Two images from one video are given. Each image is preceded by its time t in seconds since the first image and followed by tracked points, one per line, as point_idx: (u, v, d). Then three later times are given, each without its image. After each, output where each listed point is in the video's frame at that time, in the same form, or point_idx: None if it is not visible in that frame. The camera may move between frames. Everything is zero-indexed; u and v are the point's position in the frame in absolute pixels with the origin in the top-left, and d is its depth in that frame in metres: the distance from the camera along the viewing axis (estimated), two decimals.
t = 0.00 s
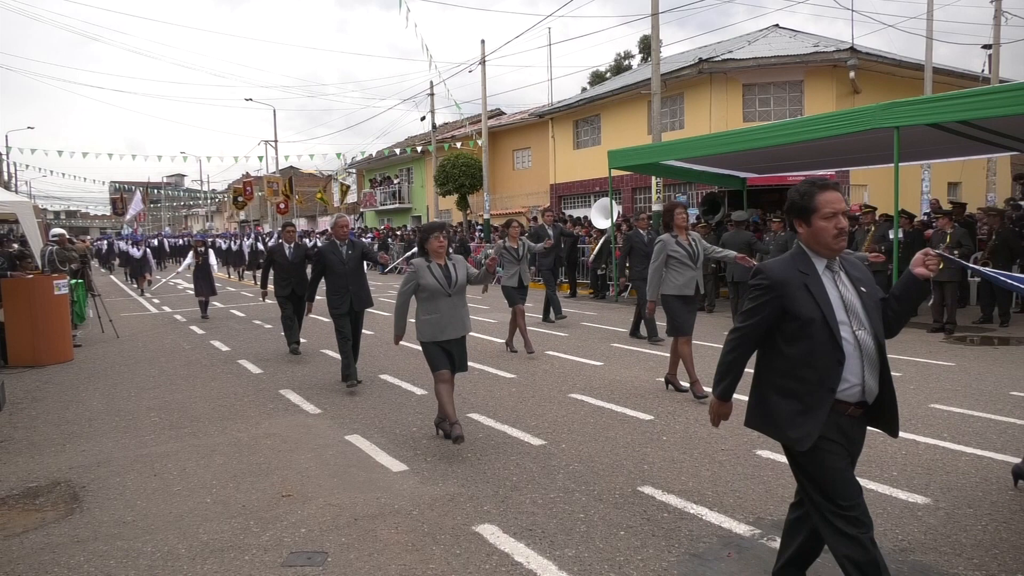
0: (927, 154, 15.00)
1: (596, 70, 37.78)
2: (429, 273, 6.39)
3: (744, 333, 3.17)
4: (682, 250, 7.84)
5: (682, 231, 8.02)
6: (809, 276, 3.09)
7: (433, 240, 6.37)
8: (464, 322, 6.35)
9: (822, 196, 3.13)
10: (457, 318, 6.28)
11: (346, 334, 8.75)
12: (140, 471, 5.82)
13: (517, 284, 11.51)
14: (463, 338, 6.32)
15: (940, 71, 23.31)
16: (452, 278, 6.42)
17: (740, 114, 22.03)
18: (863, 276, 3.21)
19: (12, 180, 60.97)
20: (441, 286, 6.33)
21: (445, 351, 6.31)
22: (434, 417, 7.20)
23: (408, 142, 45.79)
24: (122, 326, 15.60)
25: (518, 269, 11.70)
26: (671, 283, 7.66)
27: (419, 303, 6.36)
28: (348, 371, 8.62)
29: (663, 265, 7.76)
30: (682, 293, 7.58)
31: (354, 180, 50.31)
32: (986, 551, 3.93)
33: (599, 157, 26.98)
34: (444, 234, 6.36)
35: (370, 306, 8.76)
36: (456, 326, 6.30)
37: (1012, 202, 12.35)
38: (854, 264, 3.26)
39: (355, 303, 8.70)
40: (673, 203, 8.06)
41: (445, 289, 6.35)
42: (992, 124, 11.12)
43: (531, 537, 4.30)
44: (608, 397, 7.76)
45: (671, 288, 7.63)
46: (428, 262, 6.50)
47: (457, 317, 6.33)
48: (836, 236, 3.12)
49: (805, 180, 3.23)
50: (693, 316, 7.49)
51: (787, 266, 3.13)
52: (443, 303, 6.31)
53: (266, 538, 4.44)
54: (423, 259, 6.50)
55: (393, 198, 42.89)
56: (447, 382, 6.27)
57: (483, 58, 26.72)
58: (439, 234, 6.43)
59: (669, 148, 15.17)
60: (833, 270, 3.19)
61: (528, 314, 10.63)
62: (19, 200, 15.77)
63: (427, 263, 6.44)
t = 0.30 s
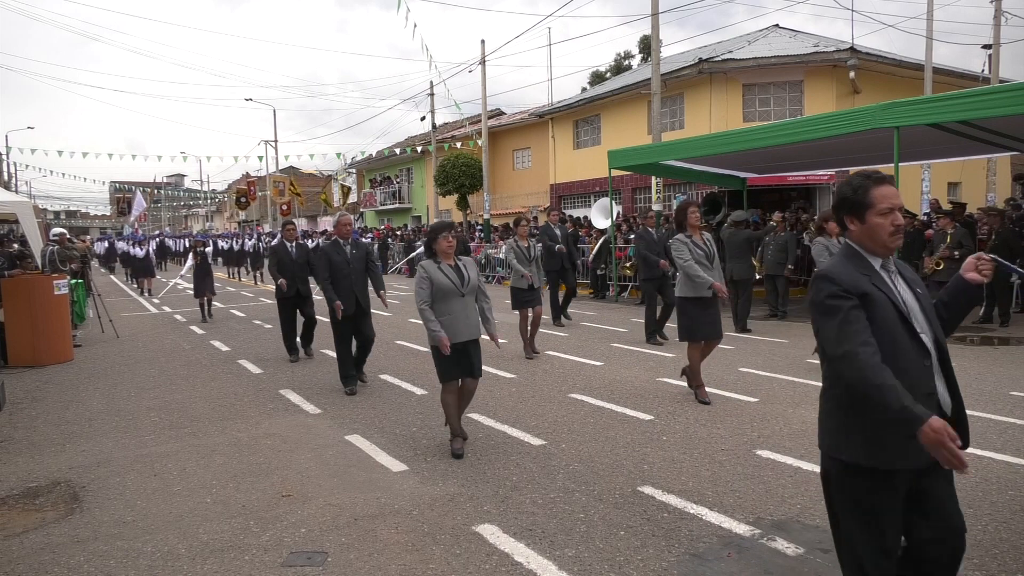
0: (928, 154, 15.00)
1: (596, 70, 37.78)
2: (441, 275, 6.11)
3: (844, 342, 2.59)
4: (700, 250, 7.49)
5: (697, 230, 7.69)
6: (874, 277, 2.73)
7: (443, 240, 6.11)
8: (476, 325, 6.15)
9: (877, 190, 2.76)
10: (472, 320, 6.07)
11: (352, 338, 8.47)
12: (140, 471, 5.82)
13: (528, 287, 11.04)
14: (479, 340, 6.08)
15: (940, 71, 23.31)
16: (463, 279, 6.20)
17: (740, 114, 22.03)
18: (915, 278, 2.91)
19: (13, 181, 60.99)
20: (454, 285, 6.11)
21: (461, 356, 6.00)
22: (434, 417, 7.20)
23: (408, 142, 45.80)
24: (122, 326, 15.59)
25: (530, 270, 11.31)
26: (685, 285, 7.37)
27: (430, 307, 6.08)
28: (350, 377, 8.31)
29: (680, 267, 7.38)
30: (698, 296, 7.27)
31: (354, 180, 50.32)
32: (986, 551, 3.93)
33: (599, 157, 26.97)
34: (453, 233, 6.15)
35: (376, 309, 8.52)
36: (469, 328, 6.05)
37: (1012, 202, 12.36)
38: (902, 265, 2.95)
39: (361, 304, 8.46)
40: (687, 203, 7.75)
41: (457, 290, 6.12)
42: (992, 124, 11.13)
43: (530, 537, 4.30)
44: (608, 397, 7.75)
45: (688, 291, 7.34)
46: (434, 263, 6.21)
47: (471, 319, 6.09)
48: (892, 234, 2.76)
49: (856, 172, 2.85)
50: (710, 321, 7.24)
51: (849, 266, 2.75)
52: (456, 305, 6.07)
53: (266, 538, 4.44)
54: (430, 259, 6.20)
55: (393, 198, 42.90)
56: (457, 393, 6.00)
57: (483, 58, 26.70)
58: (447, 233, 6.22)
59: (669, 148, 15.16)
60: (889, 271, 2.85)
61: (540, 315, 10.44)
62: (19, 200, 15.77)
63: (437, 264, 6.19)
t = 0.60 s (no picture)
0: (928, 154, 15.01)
1: (596, 70, 37.77)
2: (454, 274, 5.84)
3: (920, 310, 2.47)
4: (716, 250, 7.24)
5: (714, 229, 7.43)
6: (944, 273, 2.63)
7: (457, 237, 5.85)
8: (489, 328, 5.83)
9: (946, 186, 2.59)
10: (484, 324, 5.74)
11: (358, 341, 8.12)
12: (140, 471, 5.81)
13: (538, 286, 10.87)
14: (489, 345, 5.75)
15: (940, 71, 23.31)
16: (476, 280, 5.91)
17: (740, 114, 22.02)
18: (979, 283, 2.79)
19: (13, 181, 60.98)
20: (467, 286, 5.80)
21: (469, 360, 5.71)
22: (434, 417, 7.20)
23: (407, 142, 45.82)
24: (122, 326, 15.60)
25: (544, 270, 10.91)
26: (700, 285, 7.23)
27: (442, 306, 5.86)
28: (355, 380, 8.23)
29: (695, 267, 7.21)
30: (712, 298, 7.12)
31: (354, 180, 50.34)
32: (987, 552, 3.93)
33: (599, 157, 26.98)
34: (468, 232, 5.86)
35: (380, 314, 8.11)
36: (479, 332, 5.73)
37: (1013, 203, 12.35)
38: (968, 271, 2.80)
39: (365, 305, 8.06)
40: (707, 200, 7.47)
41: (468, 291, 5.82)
42: (991, 124, 11.14)
43: (530, 537, 4.30)
44: (608, 397, 7.76)
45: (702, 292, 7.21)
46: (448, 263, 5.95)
47: (483, 323, 5.76)
48: (963, 233, 2.58)
49: (922, 165, 2.68)
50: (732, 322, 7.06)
51: (919, 257, 2.65)
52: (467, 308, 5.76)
53: (267, 538, 4.44)
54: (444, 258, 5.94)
55: (393, 198, 42.92)
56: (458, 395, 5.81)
57: (483, 58, 26.72)
58: (464, 231, 5.96)
59: (669, 149, 15.17)
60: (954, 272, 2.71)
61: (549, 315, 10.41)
62: (19, 200, 15.78)
63: (451, 263, 5.94)
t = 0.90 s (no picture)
0: (928, 154, 15.01)
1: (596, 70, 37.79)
2: (476, 275, 5.55)
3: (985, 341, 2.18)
4: (740, 251, 6.90)
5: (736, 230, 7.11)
6: None
7: (476, 238, 5.54)
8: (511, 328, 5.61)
9: None
10: (506, 326, 5.52)
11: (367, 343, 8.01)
12: (140, 471, 5.81)
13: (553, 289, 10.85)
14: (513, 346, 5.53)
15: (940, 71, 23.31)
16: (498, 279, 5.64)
17: (741, 114, 22.02)
18: None
19: (13, 181, 60.99)
20: (489, 289, 5.55)
21: (494, 365, 5.49)
22: (434, 417, 7.20)
23: (407, 142, 45.85)
24: (122, 326, 15.60)
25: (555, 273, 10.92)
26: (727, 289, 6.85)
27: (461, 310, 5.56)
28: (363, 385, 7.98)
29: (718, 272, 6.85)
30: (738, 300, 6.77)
31: (354, 180, 50.37)
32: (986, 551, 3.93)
33: (599, 158, 26.97)
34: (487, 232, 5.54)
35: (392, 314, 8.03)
36: (505, 334, 5.51)
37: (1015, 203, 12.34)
38: None
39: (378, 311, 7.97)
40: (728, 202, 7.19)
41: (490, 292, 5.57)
42: (991, 124, 11.14)
43: (530, 537, 4.30)
44: (608, 397, 7.76)
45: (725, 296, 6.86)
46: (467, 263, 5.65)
47: (506, 325, 5.54)
48: None
49: (1003, 157, 2.34)
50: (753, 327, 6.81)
51: (989, 266, 2.27)
52: (490, 308, 5.53)
53: (266, 538, 4.44)
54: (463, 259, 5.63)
55: (393, 198, 42.94)
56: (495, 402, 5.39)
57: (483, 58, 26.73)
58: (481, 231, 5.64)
59: (669, 149, 15.16)
60: None
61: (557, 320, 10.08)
62: (19, 200, 15.79)
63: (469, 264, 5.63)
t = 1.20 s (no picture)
0: (928, 154, 15.02)
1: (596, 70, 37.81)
2: (488, 277, 5.42)
3: None
4: (757, 251, 6.85)
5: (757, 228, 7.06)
6: None
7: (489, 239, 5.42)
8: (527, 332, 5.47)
9: None
10: (519, 330, 5.38)
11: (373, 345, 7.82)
12: (140, 471, 5.82)
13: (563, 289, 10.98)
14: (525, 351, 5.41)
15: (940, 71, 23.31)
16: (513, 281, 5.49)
17: (741, 114, 22.02)
18: None
19: (13, 181, 61.05)
20: (502, 292, 5.41)
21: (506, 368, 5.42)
22: (434, 417, 7.20)
23: (407, 142, 45.87)
24: (122, 326, 15.60)
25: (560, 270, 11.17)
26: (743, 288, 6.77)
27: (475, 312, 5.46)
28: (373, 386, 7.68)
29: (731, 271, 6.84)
30: (756, 300, 6.72)
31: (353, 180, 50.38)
32: (987, 551, 3.93)
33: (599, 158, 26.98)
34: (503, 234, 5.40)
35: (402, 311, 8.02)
36: (519, 338, 5.39)
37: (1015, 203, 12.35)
38: None
39: (385, 312, 7.92)
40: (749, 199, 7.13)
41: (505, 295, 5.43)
42: (991, 124, 11.14)
43: (530, 537, 4.30)
44: (608, 397, 7.76)
45: (743, 295, 6.75)
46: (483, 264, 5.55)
47: (521, 329, 5.41)
48: None
49: None
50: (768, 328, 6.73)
51: None
52: (503, 312, 5.40)
53: (266, 538, 4.44)
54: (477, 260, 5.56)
55: (393, 198, 42.96)
56: (511, 406, 5.31)
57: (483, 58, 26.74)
58: (498, 231, 5.52)
59: (669, 148, 15.16)
60: None
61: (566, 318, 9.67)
62: (19, 200, 15.79)
63: (483, 265, 5.52)
